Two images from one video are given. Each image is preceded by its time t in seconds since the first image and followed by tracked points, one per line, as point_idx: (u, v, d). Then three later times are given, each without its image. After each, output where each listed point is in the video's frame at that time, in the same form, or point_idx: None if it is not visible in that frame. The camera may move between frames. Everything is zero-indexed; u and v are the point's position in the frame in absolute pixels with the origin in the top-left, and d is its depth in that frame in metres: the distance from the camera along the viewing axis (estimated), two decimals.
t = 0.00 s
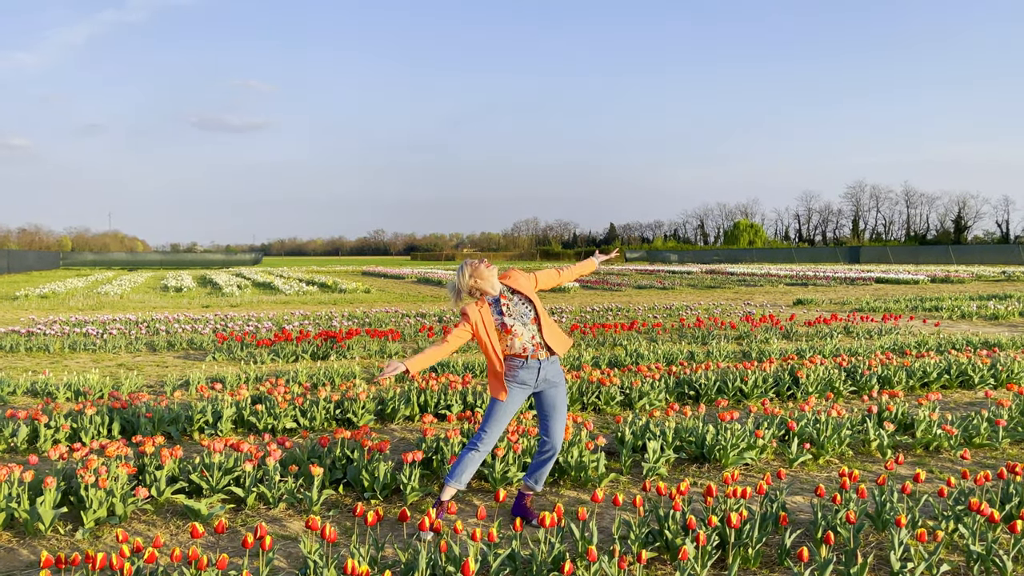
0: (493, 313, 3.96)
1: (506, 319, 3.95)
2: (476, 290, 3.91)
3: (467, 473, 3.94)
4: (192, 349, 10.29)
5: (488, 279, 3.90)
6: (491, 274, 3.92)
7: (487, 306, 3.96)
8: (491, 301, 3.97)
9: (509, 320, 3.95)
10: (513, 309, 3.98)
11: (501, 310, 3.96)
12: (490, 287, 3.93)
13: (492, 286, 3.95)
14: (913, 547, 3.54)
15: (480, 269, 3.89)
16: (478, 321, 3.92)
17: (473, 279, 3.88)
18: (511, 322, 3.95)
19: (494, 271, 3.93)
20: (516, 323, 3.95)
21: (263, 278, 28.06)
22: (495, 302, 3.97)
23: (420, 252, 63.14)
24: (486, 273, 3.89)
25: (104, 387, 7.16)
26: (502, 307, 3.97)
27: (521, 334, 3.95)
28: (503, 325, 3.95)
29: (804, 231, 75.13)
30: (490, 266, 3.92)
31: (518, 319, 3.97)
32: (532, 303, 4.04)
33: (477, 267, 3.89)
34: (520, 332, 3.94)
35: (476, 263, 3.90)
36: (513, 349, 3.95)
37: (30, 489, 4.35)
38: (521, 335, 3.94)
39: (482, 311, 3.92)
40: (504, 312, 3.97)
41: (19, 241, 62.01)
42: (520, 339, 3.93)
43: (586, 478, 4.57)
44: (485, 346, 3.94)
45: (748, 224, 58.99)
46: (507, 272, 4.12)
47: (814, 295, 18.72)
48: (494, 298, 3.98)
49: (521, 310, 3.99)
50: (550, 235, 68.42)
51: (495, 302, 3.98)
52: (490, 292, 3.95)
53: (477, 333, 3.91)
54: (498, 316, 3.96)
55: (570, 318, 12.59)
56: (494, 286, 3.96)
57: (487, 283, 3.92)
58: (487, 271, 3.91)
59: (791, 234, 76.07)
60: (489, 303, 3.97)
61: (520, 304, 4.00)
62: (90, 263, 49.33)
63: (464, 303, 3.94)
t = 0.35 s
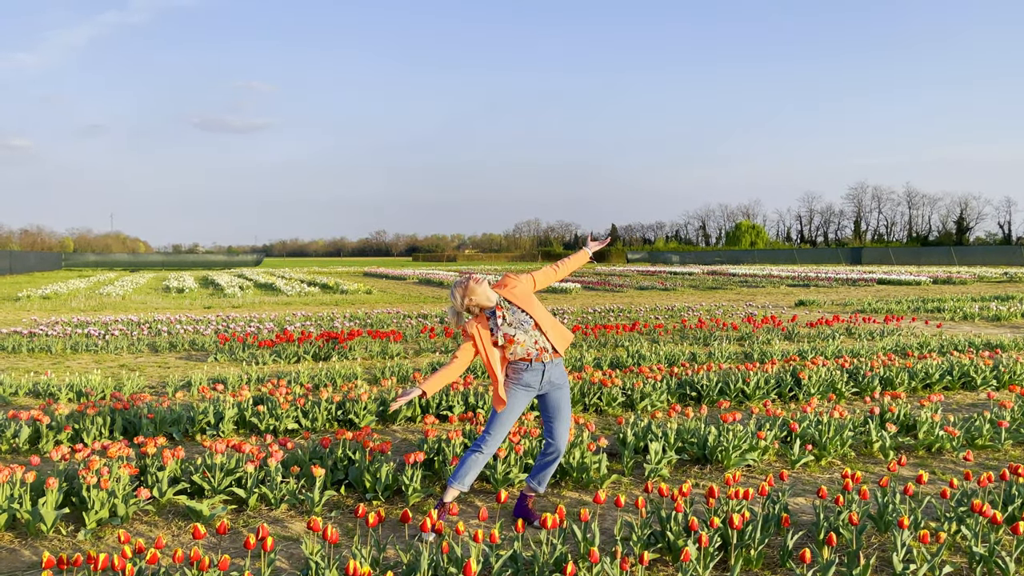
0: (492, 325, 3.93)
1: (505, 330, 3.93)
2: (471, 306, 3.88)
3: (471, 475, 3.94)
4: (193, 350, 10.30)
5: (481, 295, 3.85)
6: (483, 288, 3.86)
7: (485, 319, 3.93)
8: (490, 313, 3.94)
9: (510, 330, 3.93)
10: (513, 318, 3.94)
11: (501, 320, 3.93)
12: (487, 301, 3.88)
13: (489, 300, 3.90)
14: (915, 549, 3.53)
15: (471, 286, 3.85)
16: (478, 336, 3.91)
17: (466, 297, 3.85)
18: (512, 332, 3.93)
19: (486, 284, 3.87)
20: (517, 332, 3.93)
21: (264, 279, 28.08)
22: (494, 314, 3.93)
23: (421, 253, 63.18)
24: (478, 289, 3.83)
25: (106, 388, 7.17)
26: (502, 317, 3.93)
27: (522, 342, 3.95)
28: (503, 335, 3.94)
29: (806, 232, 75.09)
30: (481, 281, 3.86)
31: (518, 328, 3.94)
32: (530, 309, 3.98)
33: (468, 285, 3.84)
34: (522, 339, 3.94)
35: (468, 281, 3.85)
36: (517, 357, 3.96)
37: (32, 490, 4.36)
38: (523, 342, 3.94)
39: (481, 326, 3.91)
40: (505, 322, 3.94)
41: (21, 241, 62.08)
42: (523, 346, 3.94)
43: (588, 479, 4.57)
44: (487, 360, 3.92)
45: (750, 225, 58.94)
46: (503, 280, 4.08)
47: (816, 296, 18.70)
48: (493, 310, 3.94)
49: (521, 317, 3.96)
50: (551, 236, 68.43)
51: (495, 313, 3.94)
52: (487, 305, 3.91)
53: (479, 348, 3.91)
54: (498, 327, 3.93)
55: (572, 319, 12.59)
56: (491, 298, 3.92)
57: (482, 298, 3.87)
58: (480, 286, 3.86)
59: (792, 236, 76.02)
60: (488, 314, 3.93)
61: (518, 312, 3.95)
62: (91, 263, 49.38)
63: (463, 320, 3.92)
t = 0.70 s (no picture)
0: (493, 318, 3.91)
1: (506, 324, 3.91)
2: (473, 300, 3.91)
3: (470, 474, 3.95)
4: (194, 350, 10.30)
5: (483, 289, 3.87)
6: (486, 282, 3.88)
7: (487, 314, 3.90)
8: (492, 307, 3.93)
9: (510, 326, 3.92)
10: (513, 314, 3.95)
11: (502, 314, 3.92)
12: (490, 294, 3.89)
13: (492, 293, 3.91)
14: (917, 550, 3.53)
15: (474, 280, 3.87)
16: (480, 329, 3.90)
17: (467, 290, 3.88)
18: (513, 327, 3.92)
19: (489, 278, 3.90)
20: (517, 327, 3.93)
21: (265, 279, 28.09)
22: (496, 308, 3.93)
23: (422, 253, 63.21)
24: (479, 282, 3.85)
25: (107, 388, 7.17)
26: (503, 312, 3.93)
27: (523, 337, 3.93)
28: (503, 330, 3.92)
29: (807, 232, 75.02)
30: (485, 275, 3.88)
31: (518, 324, 3.93)
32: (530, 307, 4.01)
33: (471, 278, 3.88)
34: (522, 336, 3.93)
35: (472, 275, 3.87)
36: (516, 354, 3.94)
37: (33, 490, 4.36)
38: (523, 339, 3.93)
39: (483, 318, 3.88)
40: (506, 317, 3.93)
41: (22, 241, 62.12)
42: (522, 343, 3.93)
43: (588, 480, 4.58)
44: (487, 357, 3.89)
45: (751, 226, 58.91)
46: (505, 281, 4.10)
47: (817, 297, 18.69)
48: (495, 304, 3.93)
49: (521, 315, 3.96)
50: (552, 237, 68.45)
51: (497, 307, 3.94)
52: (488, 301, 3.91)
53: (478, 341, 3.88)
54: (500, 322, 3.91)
55: (573, 320, 12.59)
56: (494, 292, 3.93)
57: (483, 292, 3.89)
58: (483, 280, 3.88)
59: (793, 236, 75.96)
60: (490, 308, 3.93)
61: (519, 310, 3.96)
62: (92, 264, 49.41)
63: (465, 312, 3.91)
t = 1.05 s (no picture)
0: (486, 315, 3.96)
1: (498, 325, 3.95)
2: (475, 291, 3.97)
3: (467, 476, 3.94)
4: (193, 350, 10.30)
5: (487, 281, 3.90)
6: (490, 275, 3.90)
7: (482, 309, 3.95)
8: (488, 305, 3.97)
9: (501, 327, 3.95)
10: (507, 315, 3.97)
11: (494, 315, 3.96)
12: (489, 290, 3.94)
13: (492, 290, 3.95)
14: (915, 551, 3.53)
15: (479, 266, 3.91)
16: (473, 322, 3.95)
17: (472, 277, 3.92)
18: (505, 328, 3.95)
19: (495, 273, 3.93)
20: (508, 329, 3.95)
21: (264, 279, 28.08)
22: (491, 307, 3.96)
23: (421, 254, 63.23)
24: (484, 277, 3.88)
25: (105, 388, 7.16)
26: (498, 311, 3.97)
27: (514, 339, 3.95)
28: (496, 330, 3.96)
29: (806, 233, 75.08)
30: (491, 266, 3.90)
31: (509, 325, 3.96)
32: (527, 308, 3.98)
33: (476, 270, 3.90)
34: (512, 337, 3.95)
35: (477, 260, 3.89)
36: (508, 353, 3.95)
37: (32, 490, 4.35)
38: (513, 340, 3.95)
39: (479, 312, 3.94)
40: (500, 317, 3.96)
41: (20, 241, 62.09)
42: (511, 344, 3.94)
43: (587, 480, 4.57)
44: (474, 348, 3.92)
45: (750, 226, 58.93)
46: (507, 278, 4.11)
47: (816, 298, 18.70)
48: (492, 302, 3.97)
49: (514, 317, 3.98)
50: (551, 237, 68.50)
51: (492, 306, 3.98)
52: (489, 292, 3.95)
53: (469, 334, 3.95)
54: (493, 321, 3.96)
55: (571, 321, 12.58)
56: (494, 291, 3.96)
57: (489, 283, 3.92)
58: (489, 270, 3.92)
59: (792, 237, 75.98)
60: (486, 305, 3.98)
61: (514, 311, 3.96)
62: (91, 263, 49.40)
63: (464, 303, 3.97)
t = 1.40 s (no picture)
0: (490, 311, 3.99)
1: (498, 322, 3.96)
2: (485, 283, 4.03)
3: (465, 478, 3.94)
4: (189, 349, 10.28)
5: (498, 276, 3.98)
6: (500, 272, 3.97)
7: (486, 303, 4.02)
8: (492, 302, 4.01)
9: (502, 325, 3.95)
10: (510, 313, 3.97)
11: (496, 311, 3.98)
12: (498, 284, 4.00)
13: (500, 285, 4.00)
14: (911, 552, 3.53)
15: (491, 261, 3.96)
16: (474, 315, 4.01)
17: (484, 269, 3.98)
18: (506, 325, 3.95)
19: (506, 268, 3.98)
20: (509, 326, 3.95)
21: (261, 278, 28.03)
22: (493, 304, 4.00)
23: (418, 254, 63.16)
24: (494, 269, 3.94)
25: (101, 387, 7.14)
26: (501, 309, 3.98)
27: (514, 338, 3.94)
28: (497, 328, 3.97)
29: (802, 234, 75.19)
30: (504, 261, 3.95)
31: (511, 323, 3.95)
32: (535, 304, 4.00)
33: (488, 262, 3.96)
34: (512, 335, 3.94)
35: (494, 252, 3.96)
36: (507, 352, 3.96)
37: (26, 489, 4.34)
38: (513, 339, 3.94)
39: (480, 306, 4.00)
40: (502, 315, 3.97)
41: (16, 239, 61.87)
42: (512, 343, 3.93)
43: (583, 481, 4.57)
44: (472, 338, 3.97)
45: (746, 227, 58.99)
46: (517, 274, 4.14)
47: (813, 299, 18.72)
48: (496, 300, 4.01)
49: (517, 315, 3.97)
50: (548, 238, 68.50)
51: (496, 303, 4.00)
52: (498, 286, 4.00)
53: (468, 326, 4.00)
54: (495, 318, 3.97)
55: (568, 321, 12.58)
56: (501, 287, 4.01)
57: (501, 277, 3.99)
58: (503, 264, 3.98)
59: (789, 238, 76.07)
60: (490, 302, 4.02)
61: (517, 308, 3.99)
62: (87, 262, 49.26)
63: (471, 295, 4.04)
